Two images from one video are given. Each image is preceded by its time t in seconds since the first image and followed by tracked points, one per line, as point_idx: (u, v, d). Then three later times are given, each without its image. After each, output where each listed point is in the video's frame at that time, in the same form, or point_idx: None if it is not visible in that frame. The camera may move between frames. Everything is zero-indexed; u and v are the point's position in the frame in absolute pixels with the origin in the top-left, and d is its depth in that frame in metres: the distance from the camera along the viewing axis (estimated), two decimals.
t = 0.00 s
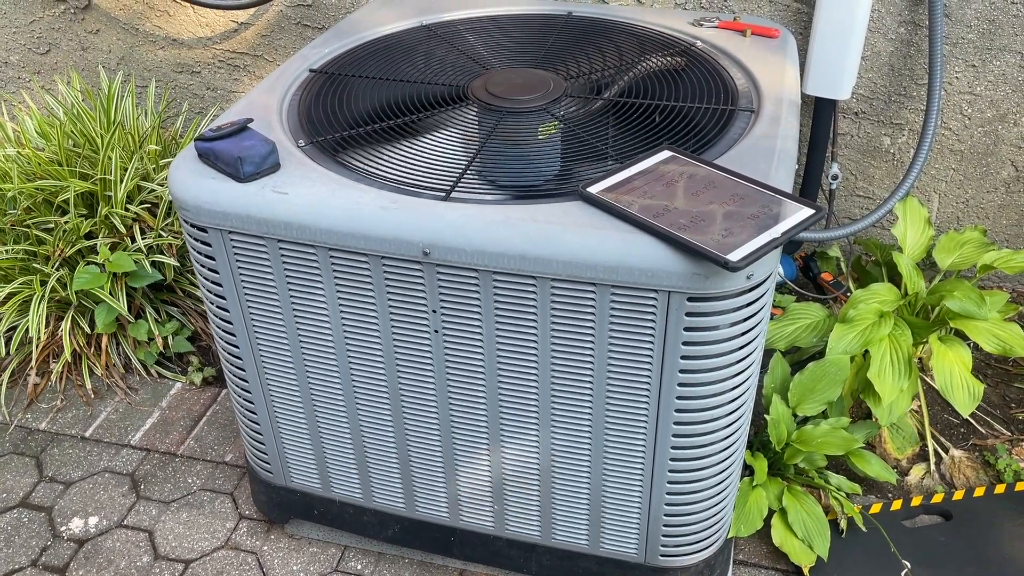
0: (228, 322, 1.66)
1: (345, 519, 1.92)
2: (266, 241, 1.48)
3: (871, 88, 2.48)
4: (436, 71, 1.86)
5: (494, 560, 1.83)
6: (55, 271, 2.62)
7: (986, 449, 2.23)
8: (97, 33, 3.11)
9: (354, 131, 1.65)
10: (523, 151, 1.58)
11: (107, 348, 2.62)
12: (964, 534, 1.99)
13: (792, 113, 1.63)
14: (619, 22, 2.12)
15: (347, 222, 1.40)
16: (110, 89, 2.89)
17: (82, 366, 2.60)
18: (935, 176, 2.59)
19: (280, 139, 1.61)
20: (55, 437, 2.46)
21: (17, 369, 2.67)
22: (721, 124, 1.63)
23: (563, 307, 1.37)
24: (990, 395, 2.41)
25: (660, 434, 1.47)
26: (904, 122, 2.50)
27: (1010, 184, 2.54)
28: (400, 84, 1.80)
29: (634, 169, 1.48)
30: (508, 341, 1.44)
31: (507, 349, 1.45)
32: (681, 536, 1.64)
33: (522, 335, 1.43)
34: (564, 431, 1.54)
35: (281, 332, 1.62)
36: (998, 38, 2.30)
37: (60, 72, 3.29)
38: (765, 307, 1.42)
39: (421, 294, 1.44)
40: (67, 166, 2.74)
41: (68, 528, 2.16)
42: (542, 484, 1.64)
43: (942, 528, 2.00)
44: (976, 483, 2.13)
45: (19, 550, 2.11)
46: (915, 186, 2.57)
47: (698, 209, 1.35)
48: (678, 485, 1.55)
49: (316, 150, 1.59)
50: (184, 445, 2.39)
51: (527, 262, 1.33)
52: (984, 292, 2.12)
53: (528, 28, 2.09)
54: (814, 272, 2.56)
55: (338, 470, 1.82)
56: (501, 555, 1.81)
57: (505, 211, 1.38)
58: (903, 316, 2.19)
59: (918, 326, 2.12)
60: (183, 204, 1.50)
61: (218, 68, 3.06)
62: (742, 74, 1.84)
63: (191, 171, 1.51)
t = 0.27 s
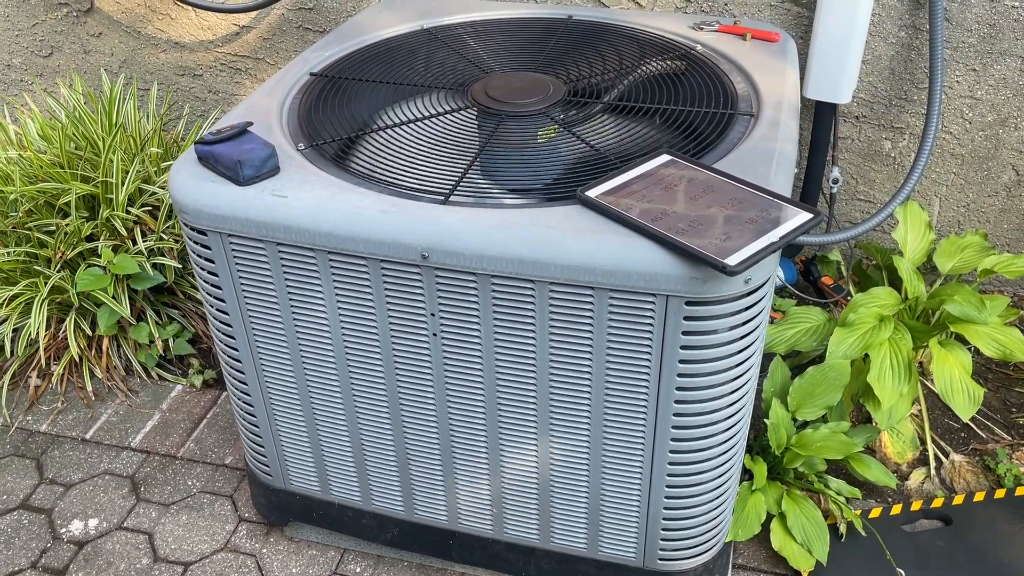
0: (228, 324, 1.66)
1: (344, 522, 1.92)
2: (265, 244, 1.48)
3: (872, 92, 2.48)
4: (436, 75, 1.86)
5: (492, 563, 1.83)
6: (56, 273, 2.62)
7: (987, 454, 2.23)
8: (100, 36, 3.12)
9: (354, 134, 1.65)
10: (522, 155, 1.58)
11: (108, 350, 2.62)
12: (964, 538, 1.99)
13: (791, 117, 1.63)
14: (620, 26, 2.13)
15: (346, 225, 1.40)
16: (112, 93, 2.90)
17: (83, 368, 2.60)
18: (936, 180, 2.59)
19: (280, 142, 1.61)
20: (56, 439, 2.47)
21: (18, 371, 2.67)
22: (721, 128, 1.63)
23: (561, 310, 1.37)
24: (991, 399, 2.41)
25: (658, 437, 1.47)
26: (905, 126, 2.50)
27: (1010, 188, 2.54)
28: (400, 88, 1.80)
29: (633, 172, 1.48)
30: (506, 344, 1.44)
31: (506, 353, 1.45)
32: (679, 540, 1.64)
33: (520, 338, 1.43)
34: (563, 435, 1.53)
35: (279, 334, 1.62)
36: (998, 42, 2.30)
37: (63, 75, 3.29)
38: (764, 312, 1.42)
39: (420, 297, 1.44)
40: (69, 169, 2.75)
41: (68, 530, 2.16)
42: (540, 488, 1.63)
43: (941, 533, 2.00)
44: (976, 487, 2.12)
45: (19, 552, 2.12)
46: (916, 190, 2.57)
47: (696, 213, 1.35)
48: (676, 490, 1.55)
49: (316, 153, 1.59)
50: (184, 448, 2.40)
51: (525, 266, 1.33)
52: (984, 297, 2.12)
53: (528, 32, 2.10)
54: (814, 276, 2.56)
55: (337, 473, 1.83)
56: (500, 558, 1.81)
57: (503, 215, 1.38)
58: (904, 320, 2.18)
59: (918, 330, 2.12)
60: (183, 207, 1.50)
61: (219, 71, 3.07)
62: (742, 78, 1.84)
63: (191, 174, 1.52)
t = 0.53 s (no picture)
0: (229, 327, 1.67)
1: (345, 525, 1.92)
2: (267, 247, 1.48)
3: (874, 96, 2.48)
4: (438, 79, 1.87)
5: (493, 567, 1.83)
6: (60, 276, 2.63)
7: (989, 459, 2.22)
8: (104, 39, 3.13)
9: (356, 138, 1.65)
10: (524, 159, 1.59)
11: (111, 352, 2.63)
12: (965, 543, 1.98)
13: (793, 122, 1.63)
14: (621, 30, 2.13)
15: (347, 228, 1.40)
16: (116, 96, 2.91)
17: (86, 370, 2.60)
18: (939, 184, 2.59)
19: (281, 146, 1.62)
20: (58, 441, 2.47)
21: (22, 373, 2.68)
22: (722, 133, 1.63)
23: (561, 314, 1.37)
24: (993, 404, 2.41)
25: (658, 441, 1.47)
26: (907, 130, 2.50)
27: (1013, 193, 2.53)
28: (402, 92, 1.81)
29: (634, 176, 1.48)
30: (507, 347, 1.44)
31: (506, 356, 1.46)
32: (680, 544, 1.64)
33: (520, 342, 1.43)
34: (564, 439, 1.53)
35: (281, 337, 1.62)
36: (1000, 46, 2.30)
37: (67, 78, 3.31)
38: (764, 316, 1.42)
39: (420, 300, 1.44)
40: (73, 171, 2.76)
41: (70, 532, 2.17)
42: (541, 491, 1.63)
43: (943, 538, 1.99)
44: (978, 492, 2.12)
45: (21, 553, 2.12)
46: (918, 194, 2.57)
47: (697, 217, 1.35)
48: (677, 493, 1.55)
49: (318, 157, 1.60)
50: (186, 450, 2.40)
51: (526, 270, 1.33)
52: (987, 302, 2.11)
53: (530, 36, 2.10)
54: (816, 280, 2.53)
55: (338, 476, 1.83)
56: (500, 562, 1.81)
57: (504, 219, 1.38)
58: (906, 324, 2.18)
59: (920, 334, 2.12)
60: (186, 210, 1.51)
61: (223, 75, 3.08)
62: (744, 82, 1.84)
63: (194, 177, 1.52)
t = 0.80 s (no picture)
0: (235, 331, 1.67)
1: (349, 528, 1.92)
2: (273, 251, 1.49)
3: (879, 101, 2.48)
4: (443, 84, 1.88)
5: (497, 571, 1.83)
6: (67, 279, 2.64)
7: (995, 464, 2.21)
8: (111, 44, 3.15)
9: (362, 143, 1.66)
10: (528, 164, 1.59)
11: (117, 355, 2.64)
12: (971, 549, 1.97)
13: (797, 127, 1.63)
14: (626, 35, 2.14)
15: (352, 233, 1.41)
16: (123, 100, 2.93)
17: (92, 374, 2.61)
18: (944, 189, 2.58)
19: (288, 151, 1.63)
20: (65, 444, 2.48)
21: (28, 376, 2.69)
22: (726, 138, 1.63)
23: (566, 319, 1.37)
24: (999, 409, 2.40)
25: (662, 446, 1.47)
26: (912, 135, 2.49)
27: (1019, 198, 2.53)
28: (408, 97, 1.82)
29: (638, 181, 1.48)
30: (511, 352, 1.45)
31: (510, 361, 1.46)
32: (684, 548, 1.64)
33: (525, 346, 1.43)
34: (568, 443, 1.54)
35: (286, 341, 1.63)
36: (1006, 52, 2.30)
37: (75, 83, 3.33)
38: (769, 321, 1.42)
39: (425, 305, 1.45)
40: (80, 175, 2.77)
41: (76, 535, 2.18)
42: (545, 496, 1.64)
43: (948, 543, 1.99)
44: (983, 498, 2.11)
45: (27, 556, 2.13)
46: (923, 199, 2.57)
47: (701, 222, 1.36)
48: (681, 498, 1.55)
49: (324, 162, 1.61)
50: (191, 453, 2.41)
51: (530, 275, 1.34)
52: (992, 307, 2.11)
53: (535, 41, 2.11)
54: (821, 284, 2.52)
55: (343, 480, 1.83)
56: (504, 566, 1.81)
57: (508, 224, 1.39)
58: (911, 329, 2.18)
59: (926, 339, 2.11)
60: (192, 215, 1.52)
61: (230, 79, 3.10)
62: (748, 87, 1.84)
63: (201, 182, 1.53)
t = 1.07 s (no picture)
0: (240, 336, 1.67)
1: (353, 534, 1.92)
2: (277, 257, 1.49)
3: (885, 106, 2.47)
4: (448, 90, 1.88)
5: None
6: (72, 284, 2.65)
7: (1001, 471, 2.20)
8: (118, 49, 3.16)
9: (367, 149, 1.66)
10: (533, 170, 1.59)
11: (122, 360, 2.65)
12: (977, 557, 1.96)
13: (802, 133, 1.63)
14: (630, 40, 2.14)
15: (356, 239, 1.41)
16: (129, 105, 2.94)
17: (97, 378, 2.63)
18: (950, 195, 2.58)
19: (293, 157, 1.63)
20: (70, 448, 2.49)
21: (34, 380, 2.70)
22: (731, 144, 1.63)
23: (570, 325, 1.37)
24: (1004, 416, 2.39)
25: (667, 453, 1.47)
26: (918, 140, 2.49)
27: None
28: (413, 102, 1.82)
29: (643, 188, 1.48)
30: (515, 358, 1.45)
31: (515, 367, 1.46)
32: (688, 556, 1.63)
33: (529, 353, 1.43)
34: (572, 450, 1.53)
35: (290, 347, 1.63)
36: (1012, 57, 2.29)
37: (81, 88, 3.34)
38: (773, 328, 1.42)
39: (429, 311, 1.45)
40: (86, 180, 2.78)
41: (80, 539, 2.18)
42: (549, 502, 1.63)
43: (954, 551, 1.98)
44: (989, 505, 2.10)
45: (32, 560, 2.13)
46: (929, 205, 2.56)
47: (706, 228, 1.35)
48: (685, 505, 1.55)
49: (328, 168, 1.61)
50: (196, 458, 2.41)
51: (534, 281, 1.34)
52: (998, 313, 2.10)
53: (540, 47, 2.11)
54: (826, 290, 2.51)
55: (347, 485, 1.83)
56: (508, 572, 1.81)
57: (513, 230, 1.39)
58: (917, 335, 2.17)
59: (932, 346, 2.11)
60: (197, 221, 1.52)
61: (235, 84, 3.11)
62: (753, 93, 1.84)
63: (206, 189, 1.53)
